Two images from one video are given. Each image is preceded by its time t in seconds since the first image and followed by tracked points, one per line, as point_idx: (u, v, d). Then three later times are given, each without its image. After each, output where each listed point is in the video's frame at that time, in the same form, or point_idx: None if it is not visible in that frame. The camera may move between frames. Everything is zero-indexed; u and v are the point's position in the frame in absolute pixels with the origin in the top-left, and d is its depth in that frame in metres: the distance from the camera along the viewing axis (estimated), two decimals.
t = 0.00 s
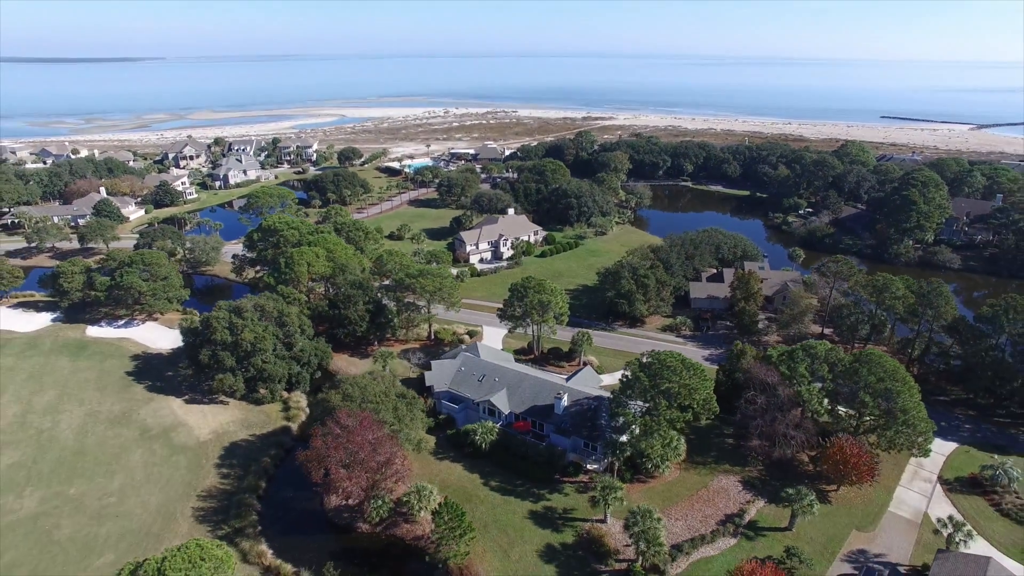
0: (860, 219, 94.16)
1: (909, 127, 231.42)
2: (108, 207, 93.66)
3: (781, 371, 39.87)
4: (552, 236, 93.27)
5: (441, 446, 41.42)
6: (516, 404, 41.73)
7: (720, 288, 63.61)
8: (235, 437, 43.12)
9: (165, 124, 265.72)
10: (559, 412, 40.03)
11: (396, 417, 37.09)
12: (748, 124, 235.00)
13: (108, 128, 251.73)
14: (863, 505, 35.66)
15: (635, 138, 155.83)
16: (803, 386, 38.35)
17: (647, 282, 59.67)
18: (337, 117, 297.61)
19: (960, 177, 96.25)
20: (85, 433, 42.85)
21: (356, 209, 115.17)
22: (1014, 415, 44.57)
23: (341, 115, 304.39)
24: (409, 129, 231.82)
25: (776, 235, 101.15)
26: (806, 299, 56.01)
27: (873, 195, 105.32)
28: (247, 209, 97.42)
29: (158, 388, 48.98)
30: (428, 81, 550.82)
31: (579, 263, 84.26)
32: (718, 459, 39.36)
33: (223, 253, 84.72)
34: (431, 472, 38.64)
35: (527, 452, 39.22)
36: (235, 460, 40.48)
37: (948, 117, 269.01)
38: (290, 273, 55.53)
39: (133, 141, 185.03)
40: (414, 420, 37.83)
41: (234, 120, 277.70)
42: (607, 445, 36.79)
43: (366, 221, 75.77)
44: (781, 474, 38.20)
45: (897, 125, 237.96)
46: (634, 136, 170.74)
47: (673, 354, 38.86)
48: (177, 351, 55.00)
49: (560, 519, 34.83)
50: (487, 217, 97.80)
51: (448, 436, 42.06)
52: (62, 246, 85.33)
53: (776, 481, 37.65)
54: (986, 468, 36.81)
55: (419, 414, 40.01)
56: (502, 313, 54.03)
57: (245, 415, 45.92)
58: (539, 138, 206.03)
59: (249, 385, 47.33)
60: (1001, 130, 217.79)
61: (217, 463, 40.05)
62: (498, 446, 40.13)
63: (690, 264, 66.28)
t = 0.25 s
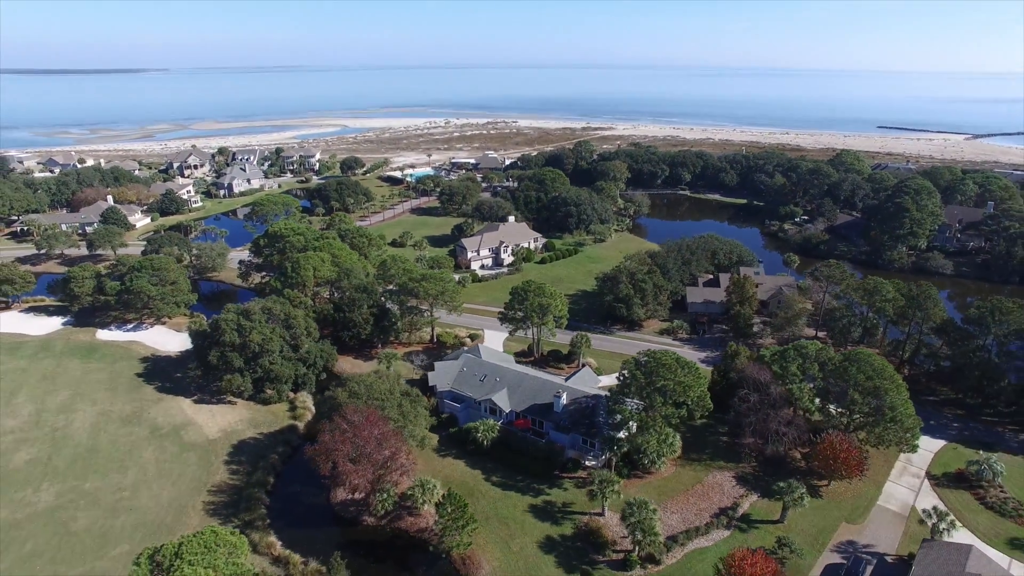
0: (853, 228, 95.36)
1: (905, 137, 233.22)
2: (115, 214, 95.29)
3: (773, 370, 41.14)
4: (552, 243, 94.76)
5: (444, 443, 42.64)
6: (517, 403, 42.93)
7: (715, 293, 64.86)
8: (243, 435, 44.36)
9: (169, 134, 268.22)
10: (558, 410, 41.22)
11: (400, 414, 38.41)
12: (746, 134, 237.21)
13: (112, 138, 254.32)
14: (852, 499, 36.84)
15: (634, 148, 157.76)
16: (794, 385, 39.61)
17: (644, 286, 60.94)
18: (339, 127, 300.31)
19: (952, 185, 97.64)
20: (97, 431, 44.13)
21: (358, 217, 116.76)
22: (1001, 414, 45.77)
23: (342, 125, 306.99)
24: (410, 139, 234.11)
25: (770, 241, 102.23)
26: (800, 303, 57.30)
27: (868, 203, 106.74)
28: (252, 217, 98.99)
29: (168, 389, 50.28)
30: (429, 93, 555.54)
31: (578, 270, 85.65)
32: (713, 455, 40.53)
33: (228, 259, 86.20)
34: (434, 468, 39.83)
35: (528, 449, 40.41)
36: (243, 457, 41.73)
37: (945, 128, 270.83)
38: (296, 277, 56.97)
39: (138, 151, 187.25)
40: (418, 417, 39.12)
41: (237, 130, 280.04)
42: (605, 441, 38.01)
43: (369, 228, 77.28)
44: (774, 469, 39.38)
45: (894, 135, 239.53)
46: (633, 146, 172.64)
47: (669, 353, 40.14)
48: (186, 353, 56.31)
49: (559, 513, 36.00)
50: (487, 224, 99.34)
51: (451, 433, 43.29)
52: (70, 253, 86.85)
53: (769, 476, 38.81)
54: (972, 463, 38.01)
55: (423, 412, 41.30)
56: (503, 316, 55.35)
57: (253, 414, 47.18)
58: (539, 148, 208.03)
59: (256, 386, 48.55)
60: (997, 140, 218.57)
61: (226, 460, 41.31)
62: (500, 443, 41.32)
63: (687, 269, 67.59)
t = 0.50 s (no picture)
0: (849, 230, 97.00)
1: (903, 142, 234.29)
2: (122, 219, 96.65)
3: (766, 367, 42.31)
4: (552, 247, 95.97)
5: (446, 439, 43.73)
6: (517, 400, 43.99)
7: (712, 294, 65.86)
8: (250, 431, 45.49)
9: (173, 141, 270.01)
10: (558, 407, 42.37)
11: (404, 410, 39.58)
12: (744, 140, 238.77)
13: (116, 144, 256.41)
14: (844, 492, 37.92)
15: (634, 154, 159.18)
16: (786, 381, 40.75)
17: (642, 288, 61.96)
18: (340, 133, 302.24)
19: (947, 190, 98.81)
20: (109, 428, 45.34)
21: (360, 221, 118.02)
22: (991, 412, 46.84)
23: (344, 132, 308.74)
24: (411, 145, 235.87)
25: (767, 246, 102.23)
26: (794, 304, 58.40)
27: (864, 207, 107.79)
28: (256, 221, 100.25)
29: (176, 387, 51.46)
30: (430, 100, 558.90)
31: (578, 273, 86.80)
32: (709, 451, 41.60)
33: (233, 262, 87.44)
34: (437, 462, 40.91)
35: (528, 444, 41.49)
36: (250, 452, 42.86)
37: (942, 134, 272.10)
38: (301, 278, 58.19)
39: (141, 157, 188.99)
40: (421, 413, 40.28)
41: (240, 137, 282.03)
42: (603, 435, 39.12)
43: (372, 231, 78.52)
44: (768, 464, 40.46)
45: (892, 141, 240.81)
46: (632, 152, 173.99)
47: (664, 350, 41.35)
48: (193, 354, 57.48)
49: (559, 505, 37.08)
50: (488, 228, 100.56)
51: (453, 430, 44.38)
52: (78, 257, 88.16)
53: (763, 470, 39.88)
54: (960, 457, 39.09)
55: (426, 408, 42.43)
56: (504, 317, 56.46)
57: (259, 411, 48.30)
58: (539, 154, 209.61)
59: (263, 384, 49.65)
60: (994, 147, 219.62)
61: (234, 455, 42.44)
62: (500, 439, 42.40)
63: (684, 271, 68.64)
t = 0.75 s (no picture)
0: (844, 232, 98.53)
1: (899, 147, 235.75)
2: (128, 222, 98.15)
3: (759, 362, 43.64)
4: (552, 249, 97.37)
5: (449, 433, 45.00)
6: (517, 394, 45.29)
7: (708, 294, 67.09)
8: (258, 425, 46.83)
9: (176, 145, 271.96)
10: (557, 400, 43.70)
11: (409, 403, 40.96)
12: (743, 145, 240.38)
13: (119, 149, 258.56)
14: (833, 482, 39.22)
15: (633, 158, 160.77)
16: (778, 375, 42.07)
17: (639, 288, 63.22)
18: (342, 138, 304.23)
19: (940, 193, 100.24)
20: (120, 422, 46.77)
21: (362, 224, 119.46)
22: (978, 406, 48.18)
23: (345, 137, 310.66)
24: (412, 150, 237.63)
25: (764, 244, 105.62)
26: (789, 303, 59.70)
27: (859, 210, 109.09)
28: (260, 223, 101.73)
29: (185, 383, 52.85)
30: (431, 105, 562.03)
31: (577, 274, 88.14)
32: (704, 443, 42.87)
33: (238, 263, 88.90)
34: (439, 454, 42.22)
35: (528, 437, 42.76)
36: (259, 445, 44.22)
37: (940, 139, 273.59)
38: (307, 278, 59.64)
39: (145, 161, 190.71)
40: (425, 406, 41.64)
41: (243, 142, 284.20)
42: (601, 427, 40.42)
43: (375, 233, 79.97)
44: (760, 455, 41.74)
45: (889, 145, 242.42)
46: (631, 156, 175.49)
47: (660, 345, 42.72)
48: (201, 351, 58.87)
49: (558, 494, 38.37)
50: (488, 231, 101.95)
51: (455, 424, 45.66)
52: (85, 259, 89.62)
53: (756, 461, 41.13)
54: (946, 448, 40.42)
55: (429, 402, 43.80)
56: (505, 315, 57.82)
57: (267, 406, 49.65)
58: (539, 158, 211.31)
59: (269, 380, 51.00)
60: (991, 151, 220.95)
61: (243, 448, 43.79)
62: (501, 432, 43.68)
63: (680, 272, 69.91)
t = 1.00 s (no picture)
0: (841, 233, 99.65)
1: (898, 149, 236.73)
2: (134, 223, 99.46)
3: (753, 357, 44.81)
4: (552, 249, 98.63)
5: (451, 426, 46.16)
6: (518, 388, 46.52)
7: (705, 293, 68.21)
8: (265, 419, 48.11)
9: (179, 148, 273.61)
10: (556, 394, 44.89)
11: (413, 396, 42.26)
12: (742, 147, 241.47)
13: (123, 152, 260.29)
14: (825, 473, 40.41)
15: (632, 160, 162.04)
16: (772, 369, 43.22)
17: (637, 286, 64.41)
18: (344, 141, 305.87)
19: (935, 194, 101.51)
20: (131, 415, 48.08)
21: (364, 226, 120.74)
22: (968, 401, 49.43)
23: (346, 140, 312.12)
24: (413, 152, 239.00)
25: (761, 249, 103.76)
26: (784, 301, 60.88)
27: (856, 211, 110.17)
28: (263, 224, 103.04)
29: (193, 379, 54.14)
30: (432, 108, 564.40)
31: (577, 273, 89.34)
32: (700, 435, 44.02)
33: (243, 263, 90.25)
34: (442, 446, 43.41)
35: (529, 429, 43.93)
36: (267, 438, 45.48)
37: (938, 141, 274.99)
38: (312, 276, 60.95)
39: (148, 164, 192.12)
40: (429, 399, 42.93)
41: (245, 144, 285.84)
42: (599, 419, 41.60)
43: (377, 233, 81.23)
44: (754, 447, 42.91)
45: (887, 148, 243.90)
46: (631, 158, 176.75)
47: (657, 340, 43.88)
48: (208, 348, 60.14)
49: (557, 484, 39.56)
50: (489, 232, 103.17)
51: (457, 417, 46.87)
52: (92, 259, 90.93)
53: (750, 453, 42.27)
54: (934, 440, 41.66)
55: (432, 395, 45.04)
56: (505, 313, 59.04)
57: (274, 400, 50.89)
58: (539, 160, 212.64)
59: (276, 376, 52.26)
60: (988, 153, 222.06)
61: (251, 440, 45.02)
62: (502, 425, 44.86)
63: (678, 272, 71.09)
